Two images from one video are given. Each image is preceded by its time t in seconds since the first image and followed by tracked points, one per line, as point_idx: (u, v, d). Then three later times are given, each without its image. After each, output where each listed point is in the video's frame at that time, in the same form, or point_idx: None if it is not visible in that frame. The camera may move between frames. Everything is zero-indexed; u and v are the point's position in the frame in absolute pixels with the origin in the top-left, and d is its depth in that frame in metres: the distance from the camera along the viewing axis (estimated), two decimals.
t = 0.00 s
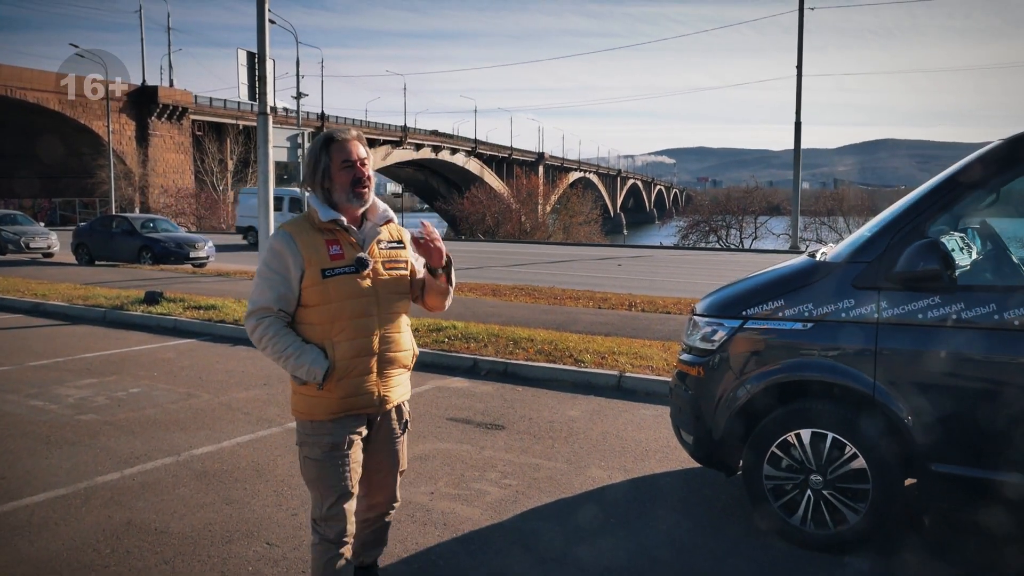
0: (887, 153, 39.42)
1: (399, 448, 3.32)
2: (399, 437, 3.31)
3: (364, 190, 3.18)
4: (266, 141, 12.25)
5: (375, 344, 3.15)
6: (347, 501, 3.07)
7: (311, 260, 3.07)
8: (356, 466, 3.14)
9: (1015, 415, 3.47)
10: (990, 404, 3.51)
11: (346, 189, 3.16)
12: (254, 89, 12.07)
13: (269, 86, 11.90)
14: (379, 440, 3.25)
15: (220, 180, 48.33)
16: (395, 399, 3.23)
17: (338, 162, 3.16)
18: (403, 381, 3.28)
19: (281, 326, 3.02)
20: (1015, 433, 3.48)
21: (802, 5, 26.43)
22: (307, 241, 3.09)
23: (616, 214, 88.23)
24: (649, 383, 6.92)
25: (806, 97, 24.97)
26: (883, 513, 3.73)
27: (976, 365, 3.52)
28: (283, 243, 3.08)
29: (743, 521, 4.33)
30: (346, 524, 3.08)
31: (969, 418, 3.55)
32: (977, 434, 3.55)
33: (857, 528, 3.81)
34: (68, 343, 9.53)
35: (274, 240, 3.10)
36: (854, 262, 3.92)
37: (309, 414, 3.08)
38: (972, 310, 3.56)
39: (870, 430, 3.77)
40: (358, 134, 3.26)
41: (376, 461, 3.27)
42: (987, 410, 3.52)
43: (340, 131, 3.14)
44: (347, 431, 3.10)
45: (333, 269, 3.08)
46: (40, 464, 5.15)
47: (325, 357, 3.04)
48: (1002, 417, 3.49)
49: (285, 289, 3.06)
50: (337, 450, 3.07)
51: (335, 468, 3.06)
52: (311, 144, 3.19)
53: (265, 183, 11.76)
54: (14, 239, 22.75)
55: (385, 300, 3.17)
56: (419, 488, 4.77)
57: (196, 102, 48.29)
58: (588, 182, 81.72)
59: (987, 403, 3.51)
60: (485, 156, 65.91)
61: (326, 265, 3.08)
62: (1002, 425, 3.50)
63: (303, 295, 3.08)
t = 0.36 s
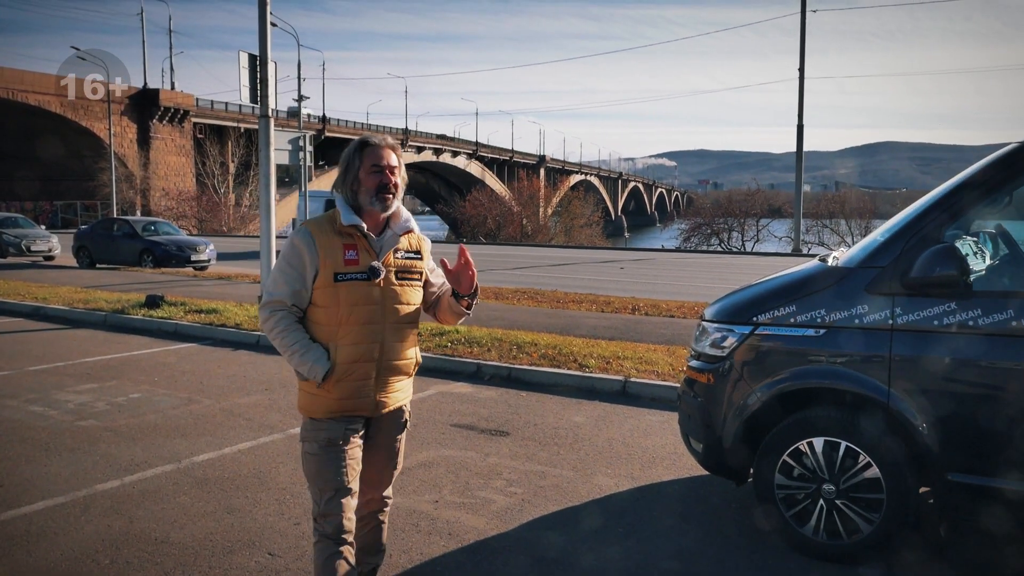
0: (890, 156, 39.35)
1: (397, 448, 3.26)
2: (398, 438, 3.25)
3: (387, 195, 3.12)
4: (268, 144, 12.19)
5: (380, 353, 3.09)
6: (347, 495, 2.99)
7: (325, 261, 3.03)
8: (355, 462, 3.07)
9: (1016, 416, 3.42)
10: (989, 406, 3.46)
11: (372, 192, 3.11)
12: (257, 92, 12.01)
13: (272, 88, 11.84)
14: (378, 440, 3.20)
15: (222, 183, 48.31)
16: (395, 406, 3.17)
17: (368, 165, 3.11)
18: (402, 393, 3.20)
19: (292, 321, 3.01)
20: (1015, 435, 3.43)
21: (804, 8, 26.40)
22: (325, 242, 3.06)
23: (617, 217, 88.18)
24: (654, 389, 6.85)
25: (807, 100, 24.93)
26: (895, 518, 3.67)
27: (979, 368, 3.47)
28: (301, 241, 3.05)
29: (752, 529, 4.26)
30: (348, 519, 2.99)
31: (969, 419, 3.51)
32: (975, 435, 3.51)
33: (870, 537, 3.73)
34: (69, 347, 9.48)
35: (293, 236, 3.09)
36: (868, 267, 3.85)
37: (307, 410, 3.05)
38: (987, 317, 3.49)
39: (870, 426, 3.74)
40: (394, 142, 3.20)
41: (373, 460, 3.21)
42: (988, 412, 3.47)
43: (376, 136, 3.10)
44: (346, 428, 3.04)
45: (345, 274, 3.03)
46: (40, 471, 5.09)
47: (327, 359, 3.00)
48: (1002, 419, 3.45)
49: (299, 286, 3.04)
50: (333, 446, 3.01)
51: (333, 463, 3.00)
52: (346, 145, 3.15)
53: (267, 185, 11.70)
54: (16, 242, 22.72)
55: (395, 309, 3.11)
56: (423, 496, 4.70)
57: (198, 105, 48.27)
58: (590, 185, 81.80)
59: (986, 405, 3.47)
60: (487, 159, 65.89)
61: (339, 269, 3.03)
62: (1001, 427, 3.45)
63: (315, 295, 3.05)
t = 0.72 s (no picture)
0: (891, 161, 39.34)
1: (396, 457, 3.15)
2: (396, 446, 3.14)
3: (379, 198, 3.09)
4: (268, 149, 12.15)
5: (366, 355, 3.04)
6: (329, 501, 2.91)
7: (313, 262, 3.04)
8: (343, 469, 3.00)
9: (1017, 415, 3.39)
10: (988, 405, 3.44)
11: (363, 195, 3.09)
12: (257, 97, 11.97)
13: (272, 94, 11.81)
14: (375, 446, 3.11)
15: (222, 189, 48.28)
16: (385, 412, 3.09)
17: (363, 168, 3.11)
18: (392, 400, 3.11)
19: (284, 322, 3.05)
20: (1016, 434, 3.40)
21: (804, 13, 26.38)
22: (315, 243, 3.07)
23: (618, 222, 88.17)
24: (658, 396, 6.79)
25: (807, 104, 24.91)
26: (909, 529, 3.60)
27: (982, 372, 3.45)
28: (294, 242, 3.09)
29: (761, 539, 4.18)
30: (330, 528, 2.90)
31: (969, 419, 3.47)
32: (977, 434, 3.47)
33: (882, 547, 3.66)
34: (68, 353, 9.43)
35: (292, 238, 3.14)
36: (879, 273, 3.79)
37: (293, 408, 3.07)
38: (1001, 324, 3.44)
39: (871, 428, 3.70)
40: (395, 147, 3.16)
41: (370, 468, 3.11)
42: (988, 411, 3.44)
43: (373, 140, 3.10)
44: (328, 430, 3.00)
45: (330, 274, 3.02)
46: (39, 479, 5.03)
47: (308, 358, 3.00)
48: (1003, 419, 3.42)
49: (291, 286, 3.08)
50: (315, 448, 2.97)
51: (315, 465, 2.95)
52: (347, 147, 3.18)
53: (268, 191, 11.66)
54: (16, 247, 22.67)
55: (381, 312, 3.04)
56: (426, 506, 4.64)
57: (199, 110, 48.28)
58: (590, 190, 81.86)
59: (986, 405, 3.44)
60: (488, 165, 65.90)
61: (325, 269, 3.03)
62: (1003, 427, 3.42)
63: (305, 295, 3.07)
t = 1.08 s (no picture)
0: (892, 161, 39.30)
1: (387, 470, 3.04)
2: (387, 458, 3.03)
3: (355, 196, 2.96)
4: (269, 149, 12.06)
5: (351, 363, 2.92)
6: (312, 520, 2.84)
7: (291, 267, 2.92)
8: (329, 484, 2.91)
9: (1015, 415, 3.35)
10: (985, 405, 3.40)
11: (339, 194, 2.96)
12: (258, 96, 11.86)
13: (273, 93, 11.72)
14: (365, 460, 2.99)
15: (223, 188, 48.18)
16: (374, 422, 2.97)
17: (336, 165, 2.97)
18: (380, 409, 2.98)
19: (262, 330, 2.91)
20: (1015, 434, 3.36)
21: (805, 13, 26.28)
22: (293, 247, 2.94)
23: (618, 223, 88.09)
24: (664, 398, 6.72)
25: (809, 104, 24.81)
26: (925, 537, 3.53)
27: (982, 372, 3.41)
28: (270, 247, 2.96)
29: (772, 546, 4.10)
30: (312, 546, 2.85)
31: (967, 419, 3.43)
32: (977, 435, 3.43)
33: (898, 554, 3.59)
34: (67, 354, 9.35)
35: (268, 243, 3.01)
36: (893, 275, 3.71)
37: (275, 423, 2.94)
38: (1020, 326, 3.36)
39: (871, 428, 3.66)
40: (368, 139, 3.03)
41: (358, 483, 3.00)
42: (985, 411, 3.40)
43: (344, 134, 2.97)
44: (314, 443, 2.88)
45: (310, 279, 2.90)
46: (36, 483, 4.95)
47: (291, 368, 2.86)
48: (1002, 419, 3.38)
49: (269, 293, 2.95)
50: (300, 464, 2.86)
51: (299, 482, 2.86)
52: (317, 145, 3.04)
53: (268, 190, 11.57)
54: (16, 247, 22.57)
55: (365, 317, 2.93)
56: (430, 510, 4.56)
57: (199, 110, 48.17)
58: (590, 191, 81.80)
59: (984, 404, 3.40)
60: (488, 165, 65.84)
61: (305, 274, 2.91)
62: (1002, 427, 3.38)
63: (283, 302, 2.94)
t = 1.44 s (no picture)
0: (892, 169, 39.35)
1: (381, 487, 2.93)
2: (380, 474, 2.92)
3: (331, 203, 2.89)
4: (271, 156, 12.02)
5: (331, 377, 2.82)
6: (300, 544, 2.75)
7: (263, 280, 2.82)
8: (319, 504, 2.82)
9: (1012, 413, 3.32)
10: (986, 405, 3.37)
11: (314, 200, 2.89)
12: (261, 103, 11.83)
13: (275, 99, 11.69)
14: (356, 478, 2.88)
15: (224, 195, 48.17)
16: (359, 439, 2.86)
17: (312, 171, 2.91)
18: (366, 423, 2.88)
19: (235, 347, 2.81)
20: (1015, 434, 3.32)
21: (805, 20, 26.33)
22: (264, 259, 2.85)
23: (618, 230, 88.07)
24: (671, 407, 6.66)
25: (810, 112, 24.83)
26: (942, 551, 3.45)
27: (979, 369, 3.39)
28: (240, 260, 2.87)
29: (784, 560, 4.03)
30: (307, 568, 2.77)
31: (966, 419, 3.40)
32: (980, 438, 3.39)
33: (915, 569, 3.51)
34: (67, 362, 9.27)
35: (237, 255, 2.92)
36: (910, 284, 3.65)
37: (258, 445, 2.83)
38: None
39: (874, 435, 3.63)
40: (346, 145, 2.97)
41: (350, 502, 2.90)
42: (984, 411, 3.37)
43: (320, 139, 2.90)
44: (300, 465, 2.78)
45: (284, 291, 2.80)
46: (36, 494, 4.88)
47: (270, 386, 2.76)
48: (1001, 417, 3.34)
49: (241, 309, 2.85)
50: (286, 487, 2.77)
51: (288, 504, 2.76)
52: (292, 150, 2.97)
53: (270, 198, 11.52)
54: (16, 254, 22.52)
55: (343, 328, 2.83)
56: (437, 523, 4.49)
57: (201, 117, 48.22)
58: (591, 198, 81.88)
59: (983, 403, 3.38)
60: (489, 172, 65.91)
61: (278, 286, 2.81)
62: (1000, 426, 3.35)
63: (257, 317, 2.84)
